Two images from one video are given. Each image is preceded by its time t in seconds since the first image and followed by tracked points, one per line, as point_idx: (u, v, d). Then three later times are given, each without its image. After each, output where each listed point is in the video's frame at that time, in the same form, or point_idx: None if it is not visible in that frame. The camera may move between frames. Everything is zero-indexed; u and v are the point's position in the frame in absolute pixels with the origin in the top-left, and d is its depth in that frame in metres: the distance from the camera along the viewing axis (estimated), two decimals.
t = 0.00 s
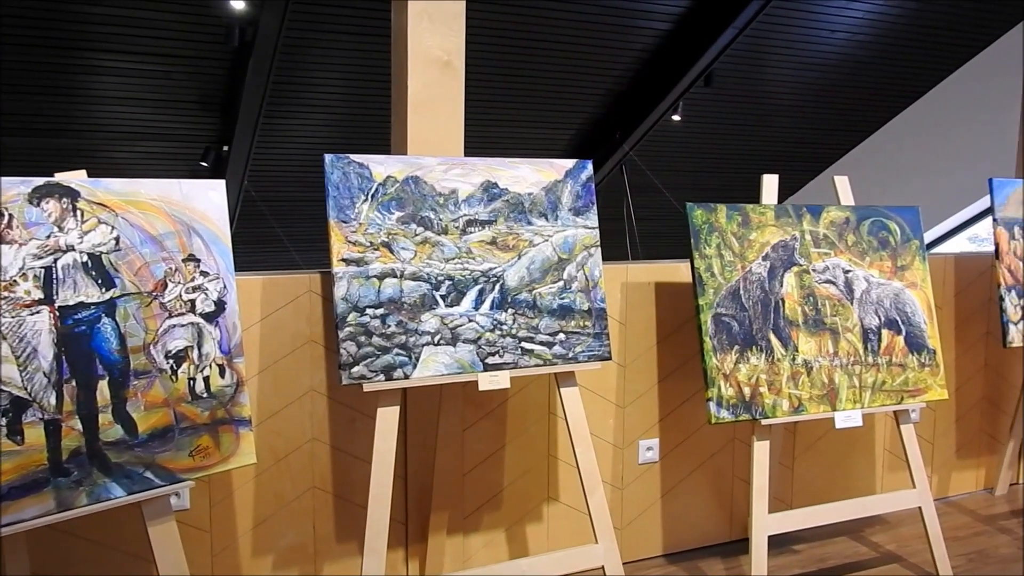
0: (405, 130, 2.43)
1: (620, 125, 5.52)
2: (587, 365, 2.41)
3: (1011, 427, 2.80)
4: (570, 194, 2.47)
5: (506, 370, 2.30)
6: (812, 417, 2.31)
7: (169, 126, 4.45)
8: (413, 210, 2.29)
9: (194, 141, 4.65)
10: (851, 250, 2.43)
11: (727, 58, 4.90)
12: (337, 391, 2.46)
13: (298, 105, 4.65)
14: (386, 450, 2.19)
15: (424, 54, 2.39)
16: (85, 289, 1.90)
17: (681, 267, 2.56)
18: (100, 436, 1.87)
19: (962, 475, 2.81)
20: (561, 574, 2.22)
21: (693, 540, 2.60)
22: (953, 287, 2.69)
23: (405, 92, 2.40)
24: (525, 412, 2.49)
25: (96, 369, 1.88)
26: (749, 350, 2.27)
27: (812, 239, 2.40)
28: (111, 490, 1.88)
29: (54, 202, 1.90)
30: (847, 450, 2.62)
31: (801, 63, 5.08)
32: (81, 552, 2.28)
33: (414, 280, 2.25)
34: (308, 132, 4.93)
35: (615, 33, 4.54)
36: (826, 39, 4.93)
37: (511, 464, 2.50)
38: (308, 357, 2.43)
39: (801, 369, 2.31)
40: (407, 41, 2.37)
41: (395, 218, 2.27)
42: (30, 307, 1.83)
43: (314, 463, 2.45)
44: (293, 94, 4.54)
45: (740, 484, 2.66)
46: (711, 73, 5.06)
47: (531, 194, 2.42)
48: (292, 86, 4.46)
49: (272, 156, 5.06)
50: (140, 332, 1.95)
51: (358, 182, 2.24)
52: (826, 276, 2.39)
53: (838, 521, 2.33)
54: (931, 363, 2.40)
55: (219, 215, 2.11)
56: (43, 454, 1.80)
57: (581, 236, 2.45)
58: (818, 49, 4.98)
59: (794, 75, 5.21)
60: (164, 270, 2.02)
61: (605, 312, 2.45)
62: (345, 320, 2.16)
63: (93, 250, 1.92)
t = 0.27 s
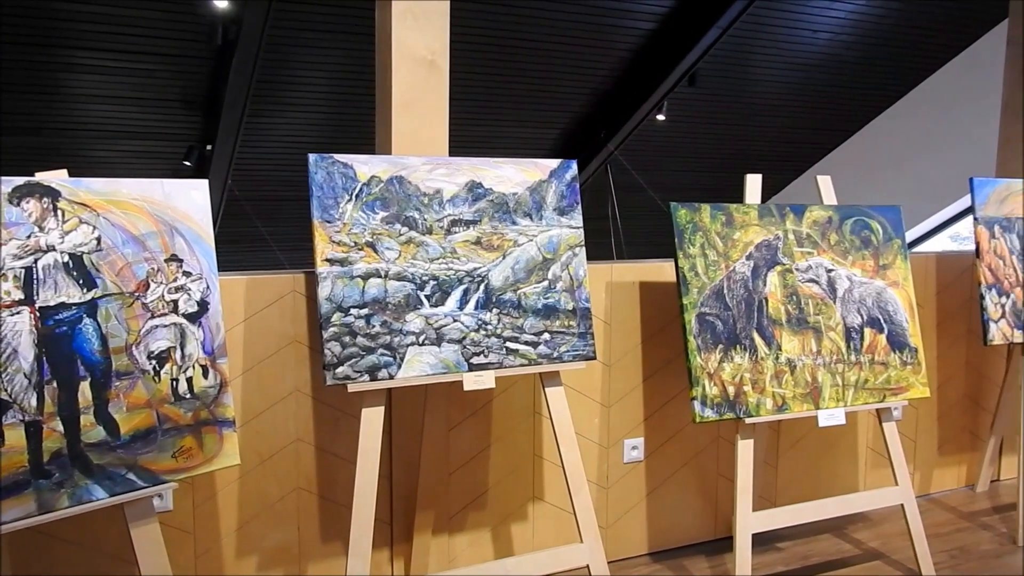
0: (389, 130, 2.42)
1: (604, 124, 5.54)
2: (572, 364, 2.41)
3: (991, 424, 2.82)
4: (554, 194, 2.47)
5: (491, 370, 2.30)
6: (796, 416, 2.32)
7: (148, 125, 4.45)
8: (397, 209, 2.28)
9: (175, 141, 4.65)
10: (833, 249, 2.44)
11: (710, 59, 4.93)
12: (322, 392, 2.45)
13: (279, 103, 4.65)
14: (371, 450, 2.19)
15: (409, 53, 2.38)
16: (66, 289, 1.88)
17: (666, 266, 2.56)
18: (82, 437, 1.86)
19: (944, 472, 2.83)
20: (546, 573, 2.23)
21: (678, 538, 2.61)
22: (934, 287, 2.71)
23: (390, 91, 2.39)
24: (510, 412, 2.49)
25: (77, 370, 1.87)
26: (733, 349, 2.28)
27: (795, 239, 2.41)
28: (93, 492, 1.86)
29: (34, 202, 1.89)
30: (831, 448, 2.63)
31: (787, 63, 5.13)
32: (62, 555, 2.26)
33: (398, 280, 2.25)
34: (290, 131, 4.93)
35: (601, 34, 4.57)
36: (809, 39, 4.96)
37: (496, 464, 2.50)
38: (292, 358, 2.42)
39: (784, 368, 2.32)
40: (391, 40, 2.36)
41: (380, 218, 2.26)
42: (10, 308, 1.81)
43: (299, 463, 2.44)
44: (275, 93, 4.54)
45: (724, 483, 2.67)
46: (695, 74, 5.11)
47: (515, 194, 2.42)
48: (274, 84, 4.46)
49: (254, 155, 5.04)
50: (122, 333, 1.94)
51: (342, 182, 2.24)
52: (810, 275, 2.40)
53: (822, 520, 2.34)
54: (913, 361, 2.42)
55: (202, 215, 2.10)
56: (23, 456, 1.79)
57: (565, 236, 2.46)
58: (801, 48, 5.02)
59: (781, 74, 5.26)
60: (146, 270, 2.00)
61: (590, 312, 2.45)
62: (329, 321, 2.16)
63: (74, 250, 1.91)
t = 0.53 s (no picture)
0: (374, 130, 2.42)
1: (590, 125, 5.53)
2: (558, 364, 2.42)
3: (973, 422, 2.84)
4: (539, 194, 2.47)
5: (476, 370, 2.30)
6: (780, 415, 2.33)
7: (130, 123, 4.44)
8: (382, 210, 2.28)
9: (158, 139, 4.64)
10: (817, 248, 2.45)
11: (694, 58, 5.01)
12: (307, 393, 2.44)
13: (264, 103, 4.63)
14: (357, 451, 2.18)
15: (393, 53, 2.38)
16: (48, 290, 1.87)
17: (651, 266, 2.57)
18: (64, 440, 1.85)
19: (927, 469, 2.84)
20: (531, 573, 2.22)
21: (663, 537, 2.62)
22: (917, 286, 2.73)
23: (374, 91, 2.39)
24: (496, 412, 2.49)
25: (60, 372, 1.86)
26: (718, 348, 2.28)
27: (779, 238, 2.42)
28: (76, 494, 1.85)
29: (15, 202, 1.87)
30: (815, 447, 2.65)
31: (768, 63, 5.24)
32: (45, 558, 2.23)
33: (383, 281, 2.24)
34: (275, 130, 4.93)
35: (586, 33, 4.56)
36: (793, 39, 5.06)
37: (482, 464, 2.50)
38: (277, 359, 2.41)
39: (769, 367, 2.33)
40: (375, 40, 2.36)
41: (364, 218, 2.26)
42: None
43: (284, 465, 2.43)
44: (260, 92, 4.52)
45: (709, 482, 2.69)
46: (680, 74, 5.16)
47: (500, 194, 2.42)
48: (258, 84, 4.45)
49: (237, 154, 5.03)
50: (105, 334, 1.93)
51: (326, 182, 2.23)
52: (793, 274, 2.41)
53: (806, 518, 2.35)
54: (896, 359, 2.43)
55: (185, 215, 2.08)
56: (5, 459, 1.77)
57: (550, 236, 2.46)
58: (784, 48, 5.12)
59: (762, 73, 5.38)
60: (129, 271, 1.99)
61: (575, 312, 2.46)
62: (313, 321, 2.15)
63: (56, 251, 1.89)
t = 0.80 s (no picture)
0: (359, 130, 2.41)
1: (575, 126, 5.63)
2: (544, 364, 2.42)
3: (955, 420, 2.86)
4: (525, 193, 2.47)
5: (463, 370, 2.30)
6: (765, 413, 2.34)
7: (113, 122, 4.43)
8: (368, 210, 2.27)
9: (141, 139, 4.64)
10: (801, 247, 2.46)
11: (681, 58, 5.08)
12: (292, 393, 2.43)
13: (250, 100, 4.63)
14: (343, 452, 2.17)
15: (378, 53, 2.37)
16: (30, 291, 1.85)
17: (637, 265, 2.58)
18: (47, 442, 1.83)
19: (910, 467, 2.86)
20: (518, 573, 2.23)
21: (650, 536, 2.63)
22: (900, 284, 2.74)
23: (359, 91, 2.38)
24: (482, 411, 2.49)
25: (43, 373, 1.84)
26: (703, 347, 2.29)
27: (764, 237, 2.43)
28: (59, 496, 1.84)
29: None
30: (799, 445, 2.66)
31: (753, 63, 5.31)
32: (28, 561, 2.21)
33: (369, 280, 2.24)
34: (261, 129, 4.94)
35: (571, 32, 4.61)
36: (778, 39, 5.13)
37: (469, 464, 2.50)
38: (262, 360, 2.40)
39: (753, 365, 2.34)
40: (360, 40, 2.35)
41: (350, 218, 2.25)
42: None
43: (269, 465, 2.42)
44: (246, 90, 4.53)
45: (695, 480, 2.70)
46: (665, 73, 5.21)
47: (486, 194, 2.42)
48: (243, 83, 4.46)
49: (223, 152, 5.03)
50: (88, 335, 1.92)
51: (312, 182, 2.22)
52: (778, 273, 2.42)
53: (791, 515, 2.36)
54: (880, 358, 2.45)
55: (170, 215, 2.07)
56: None
57: (536, 235, 2.46)
58: (766, 49, 5.19)
59: (748, 73, 5.45)
60: (113, 271, 1.98)
61: (561, 311, 2.46)
62: (299, 322, 2.14)
63: (38, 251, 1.87)
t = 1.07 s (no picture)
0: (345, 130, 2.41)
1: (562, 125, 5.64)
2: (531, 364, 2.42)
3: (939, 418, 2.88)
4: (512, 194, 2.47)
5: (449, 370, 2.30)
6: (751, 412, 2.35)
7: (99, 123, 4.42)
8: (354, 210, 2.27)
9: (127, 139, 4.63)
10: (787, 247, 2.48)
11: (666, 58, 5.11)
12: (278, 394, 2.43)
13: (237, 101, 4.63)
14: (329, 453, 2.17)
15: (365, 53, 2.36)
16: (13, 292, 1.83)
17: (623, 265, 2.58)
18: (30, 443, 1.82)
19: (895, 465, 2.88)
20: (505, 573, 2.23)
21: (637, 535, 2.64)
22: (884, 284, 2.76)
23: (345, 91, 2.38)
24: (469, 411, 2.49)
25: (26, 374, 1.82)
26: (689, 347, 2.30)
27: (749, 237, 2.44)
28: (43, 499, 1.82)
29: None
30: (785, 444, 2.67)
31: (739, 62, 5.34)
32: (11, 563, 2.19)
33: (356, 281, 2.24)
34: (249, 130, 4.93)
35: (558, 31, 4.64)
36: (764, 40, 5.19)
37: (456, 464, 2.50)
38: (248, 361, 2.39)
39: (739, 365, 2.35)
40: (346, 40, 2.34)
41: (336, 218, 2.25)
42: None
43: (256, 466, 2.41)
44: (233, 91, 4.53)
45: (682, 479, 2.71)
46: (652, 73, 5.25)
47: (473, 194, 2.42)
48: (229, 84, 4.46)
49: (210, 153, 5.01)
50: (72, 336, 1.90)
51: (298, 182, 2.22)
52: (763, 273, 2.43)
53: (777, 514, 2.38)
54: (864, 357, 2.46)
55: (155, 215, 2.06)
56: None
57: (523, 236, 2.46)
58: (752, 49, 5.23)
59: (733, 74, 5.48)
60: (97, 272, 1.96)
61: (548, 311, 2.46)
62: (285, 322, 2.14)
63: (21, 252, 1.86)
